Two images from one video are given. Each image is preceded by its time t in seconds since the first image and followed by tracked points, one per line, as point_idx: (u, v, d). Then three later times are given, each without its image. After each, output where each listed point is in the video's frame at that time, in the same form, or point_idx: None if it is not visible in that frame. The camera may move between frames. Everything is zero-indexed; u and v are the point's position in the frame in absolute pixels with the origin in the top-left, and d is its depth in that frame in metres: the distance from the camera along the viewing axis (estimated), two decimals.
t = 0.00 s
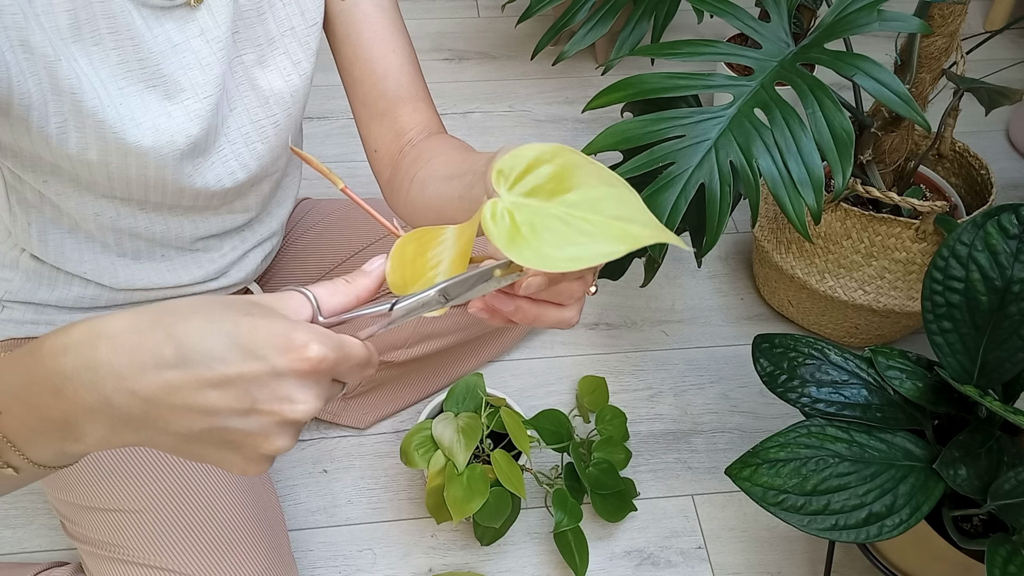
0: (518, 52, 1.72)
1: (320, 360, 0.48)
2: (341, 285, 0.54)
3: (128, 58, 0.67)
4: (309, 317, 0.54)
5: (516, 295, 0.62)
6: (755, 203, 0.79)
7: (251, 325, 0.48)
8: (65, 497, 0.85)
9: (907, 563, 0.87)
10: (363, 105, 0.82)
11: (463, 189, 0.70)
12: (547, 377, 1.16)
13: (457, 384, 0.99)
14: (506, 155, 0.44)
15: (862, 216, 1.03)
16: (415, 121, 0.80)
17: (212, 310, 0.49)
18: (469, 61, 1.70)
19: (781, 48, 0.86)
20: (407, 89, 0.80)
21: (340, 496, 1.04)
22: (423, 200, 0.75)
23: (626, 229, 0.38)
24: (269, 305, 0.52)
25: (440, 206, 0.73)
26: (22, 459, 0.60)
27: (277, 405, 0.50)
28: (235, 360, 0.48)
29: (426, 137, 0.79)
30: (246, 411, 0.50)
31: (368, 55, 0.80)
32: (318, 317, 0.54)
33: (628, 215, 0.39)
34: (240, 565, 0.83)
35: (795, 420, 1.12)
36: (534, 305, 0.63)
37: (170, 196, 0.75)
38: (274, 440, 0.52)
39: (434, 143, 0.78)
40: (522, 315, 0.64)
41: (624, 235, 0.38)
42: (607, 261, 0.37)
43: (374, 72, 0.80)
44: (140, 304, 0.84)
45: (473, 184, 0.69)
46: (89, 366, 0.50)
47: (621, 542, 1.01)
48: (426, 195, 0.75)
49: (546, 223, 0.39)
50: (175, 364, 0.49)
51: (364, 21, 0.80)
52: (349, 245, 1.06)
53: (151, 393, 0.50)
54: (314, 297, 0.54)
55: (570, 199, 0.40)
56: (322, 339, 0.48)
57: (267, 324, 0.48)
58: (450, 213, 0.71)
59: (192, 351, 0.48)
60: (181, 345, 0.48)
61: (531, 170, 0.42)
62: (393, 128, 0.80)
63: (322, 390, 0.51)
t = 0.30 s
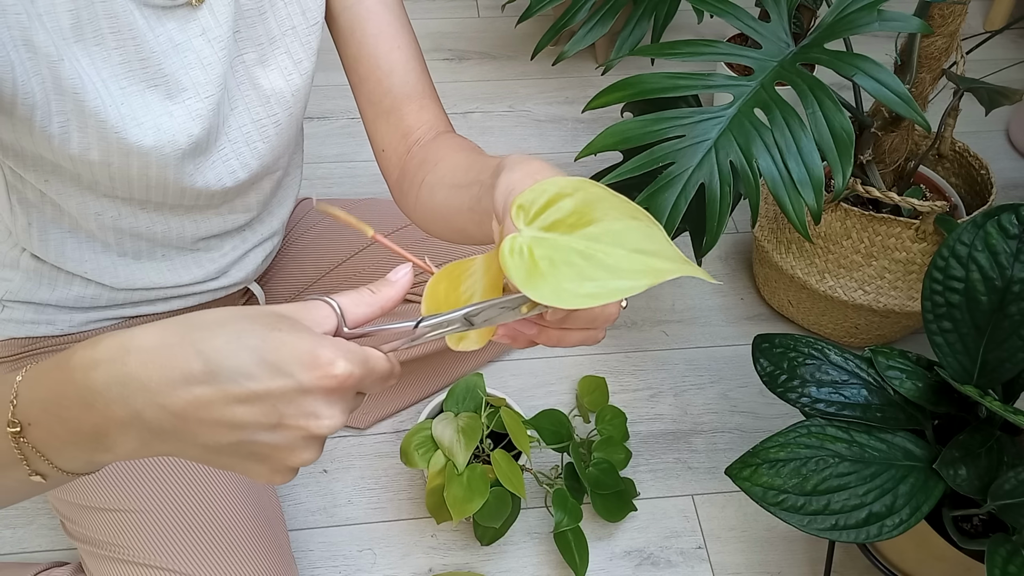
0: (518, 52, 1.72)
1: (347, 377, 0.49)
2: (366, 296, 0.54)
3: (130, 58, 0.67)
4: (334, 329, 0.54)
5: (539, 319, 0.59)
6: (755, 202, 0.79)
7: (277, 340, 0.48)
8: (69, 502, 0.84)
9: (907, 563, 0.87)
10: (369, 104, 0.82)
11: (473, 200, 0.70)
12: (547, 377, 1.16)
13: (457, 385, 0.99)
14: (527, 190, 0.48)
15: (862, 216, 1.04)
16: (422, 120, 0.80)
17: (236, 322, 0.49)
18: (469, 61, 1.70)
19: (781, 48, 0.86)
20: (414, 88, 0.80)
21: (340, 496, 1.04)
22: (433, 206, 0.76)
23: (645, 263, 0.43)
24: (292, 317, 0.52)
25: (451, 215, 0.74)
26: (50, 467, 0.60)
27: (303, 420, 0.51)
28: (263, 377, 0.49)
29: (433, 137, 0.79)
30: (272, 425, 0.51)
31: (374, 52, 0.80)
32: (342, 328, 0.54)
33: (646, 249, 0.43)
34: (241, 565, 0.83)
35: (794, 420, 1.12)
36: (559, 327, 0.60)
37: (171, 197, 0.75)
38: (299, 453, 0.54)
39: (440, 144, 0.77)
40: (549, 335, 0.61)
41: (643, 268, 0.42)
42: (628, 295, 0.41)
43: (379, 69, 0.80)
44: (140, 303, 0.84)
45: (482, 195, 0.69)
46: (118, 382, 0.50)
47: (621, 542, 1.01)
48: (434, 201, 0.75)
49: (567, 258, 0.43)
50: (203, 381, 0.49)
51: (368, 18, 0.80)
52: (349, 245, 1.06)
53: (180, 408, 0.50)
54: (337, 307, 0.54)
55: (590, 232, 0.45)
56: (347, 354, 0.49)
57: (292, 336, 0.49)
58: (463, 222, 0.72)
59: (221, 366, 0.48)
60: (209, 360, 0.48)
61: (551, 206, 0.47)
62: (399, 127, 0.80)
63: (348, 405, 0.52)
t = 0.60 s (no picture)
0: (518, 52, 1.72)
1: (371, 384, 0.48)
2: (383, 300, 0.54)
3: (132, 58, 0.67)
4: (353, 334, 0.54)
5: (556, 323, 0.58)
6: (755, 203, 0.79)
7: (300, 350, 0.48)
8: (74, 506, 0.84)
9: (907, 563, 0.87)
10: (371, 105, 0.82)
11: (485, 206, 0.70)
12: (547, 377, 1.16)
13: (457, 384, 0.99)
14: (549, 209, 0.48)
15: (862, 216, 1.04)
16: (424, 122, 0.80)
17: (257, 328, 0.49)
18: (469, 61, 1.70)
19: (781, 48, 0.86)
20: (416, 90, 0.80)
21: (340, 496, 1.04)
22: (439, 209, 0.76)
23: (669, 277, 0.42)
24: (312, 323, 0.52)
25: (458, 218, 0.74)
26: (70, 473, 0.59)
27: (328, 427, 0.51)
28: (287, 386, 0.49)
29: (438, 139, 0.79)
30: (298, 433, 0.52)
31: (377, 53, 0.80)
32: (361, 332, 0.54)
33: (669, 262, 0.43)
34: (242, 565, 0.83)
35: (794, 420, 1.12)
36: (577, 330, 0.59)
37: (172, 197, 0.75)
38: (324, 458, 0.54)
39: (446, 147, 0.78)
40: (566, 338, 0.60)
41: (667, 282, 0.42)
42: (652, 309, 0.40)
43: (381, 71, 0.80)
44: (140, 304, 0.84)
45: (494, 200, 0.69)
46: (143, 395, 0.51)
47: (621, 542, 1.01)
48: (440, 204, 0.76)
49: (590, 275, 0.43)
50: (229, 391, 0.49)
51: (370, 19, 0.80)
52: (349, 245, 1.06)
53: (206, 419, 0.51)
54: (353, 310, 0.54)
55: (612, 248, 0.44)
56: (371, 362, 0.49)
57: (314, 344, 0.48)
58: (473, 226, 0.72)
59: (246, 377, 0.49)
60: (232, 371, 0.49)
61: (574, 222, 0.47)
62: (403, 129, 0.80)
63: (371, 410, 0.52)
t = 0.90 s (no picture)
0: (518, 52, 1.72)
1: (356, 374, 0.49)
2: (370, 295, 0.55)
3: (132, 57, 0.67)
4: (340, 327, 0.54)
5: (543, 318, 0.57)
6: (755, 203, 0.79)
7: (287, 339, 0.49)
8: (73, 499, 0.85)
9: (907, 563, 0.87)
10: (369, 106, 0.82)
11: (479, 204, 0.70)
12: (547, 377, 1.16)
13: (457, 385, 0.99)
14: (538, 203, 0.48)
15: (861, 216, 1.04)
16: (422, 122, 0.80)
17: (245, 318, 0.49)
18: (469, 61, 1.70)
19: (781, 49, 0.86)
20: (414, 90, 0.80)
21: (340, 496, 1.04)
22: (435, 208, 0.76)
23: (654, 274, 0.42)
24: (299, 315, 0.52)
25: (454, 218, 0.74)
26: (59, 464, 0.59)
27: (314, 417, 0.51)
28: (273, 375, 0.49)
29: (434, 139, 0.79)
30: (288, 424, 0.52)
31: (374, 54, 0.80)
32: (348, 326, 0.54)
33: (655, 259, 0.43)
34: (240, 564, 0.83)
35: (795, 420, 1.12)
36: (563, 326, 0.58)
37: (172, 196, 0.75)
38: (309, 449, 0.54)
39: (441, 146, 0.78)
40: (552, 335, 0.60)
41: (652, 280, 0.42)
42: (636, 306, 0.41)
43: (379, 72, 0.80)
44: (140, 303, 0.84)
45: (489, 199, 0.69)
46: (129, 383, 0.50)
47: (621, 542, 1.01)
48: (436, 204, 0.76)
49: (577, 271, 0.43)
50: (215, 380, 0.49)
51: (368, 20, 0.80)
52: (348, 245, 1.06)
53: (192, 408, 0.50)
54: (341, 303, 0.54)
55: (599, 245, 0.44)
56: (357, 353, 0.49)
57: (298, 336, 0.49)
58: (467, 225, 0.72)
59: (232, 366, 0.49)
60: (219, 360, 0.49)
61: (562, 217, 0.46)
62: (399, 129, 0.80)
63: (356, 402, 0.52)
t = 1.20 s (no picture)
0: (518, 52, 1.72)
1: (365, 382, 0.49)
2: (378, 313, 0.55)
3: (131, 57, 0.67)
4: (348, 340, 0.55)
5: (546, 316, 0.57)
6: (755, 203, 0.79)
7: (299, 346, 0.49)
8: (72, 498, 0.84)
9: (907, 563, 0.87)
10: (367, 105, 0.82)
11: (479, 205, 0.70)
12: (547, 377, 1.16)
13: (457, 384, 0.99)
14: (524, 205, 0.52)
15: (861, 216, 1.04)
16: (419, 122, 0.80)
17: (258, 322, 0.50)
18: (469, 61, 1.70)
19: (781, 48, 0.86)
20: (412, 90, 0.80)
21: (340, 496, 1.04)
22: (434, 208, 0.76)
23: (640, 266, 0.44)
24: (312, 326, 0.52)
25: (453, 219, 0.74)
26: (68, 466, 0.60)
27: (322, 424, 0.51)
28: (284, 381, 0.49)
29: (432, 140, 0.79)
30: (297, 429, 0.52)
31: (373, 54, 0.80)
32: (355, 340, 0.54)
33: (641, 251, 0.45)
34: (240, 564, 0.83)
35: (795, 420, 1.12)
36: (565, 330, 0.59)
37: (170, 196, 0.75)
38: (315, 454, 0.54)
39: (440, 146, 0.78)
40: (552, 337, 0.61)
41: (639, 273, 0.44)
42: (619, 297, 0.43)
43: (377, 72, 0.80)
44: (140, 303, 0.84)
45: (489, 199, 0.69)
46: (140, 385, 0.50)
47: (621, 542, 1.01)
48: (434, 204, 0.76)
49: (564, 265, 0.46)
50: (226, 385, 0.49)
51: (366, 21, 0.80)
52: (348, 245, 1.06)
53: (201, 411, 0.50)
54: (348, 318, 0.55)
55: (583, 238, 0.47)
56: (365, 359, 0.50)
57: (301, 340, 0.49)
58: (467, 226, 0.72)
59: (244, 371, 0.49)
60: (230, 365, 0.48)
61: (547, 217, 0.50)
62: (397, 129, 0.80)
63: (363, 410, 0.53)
